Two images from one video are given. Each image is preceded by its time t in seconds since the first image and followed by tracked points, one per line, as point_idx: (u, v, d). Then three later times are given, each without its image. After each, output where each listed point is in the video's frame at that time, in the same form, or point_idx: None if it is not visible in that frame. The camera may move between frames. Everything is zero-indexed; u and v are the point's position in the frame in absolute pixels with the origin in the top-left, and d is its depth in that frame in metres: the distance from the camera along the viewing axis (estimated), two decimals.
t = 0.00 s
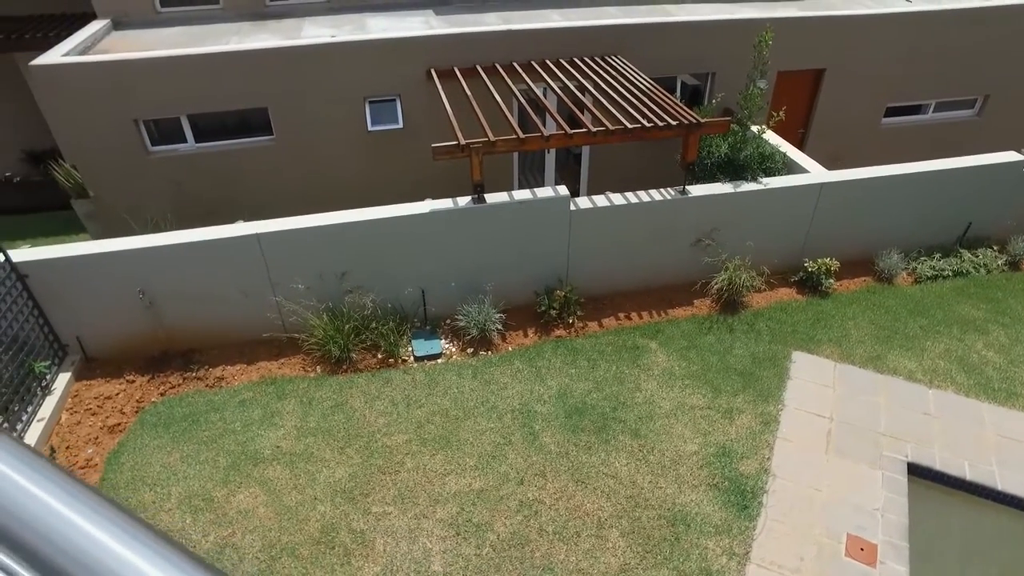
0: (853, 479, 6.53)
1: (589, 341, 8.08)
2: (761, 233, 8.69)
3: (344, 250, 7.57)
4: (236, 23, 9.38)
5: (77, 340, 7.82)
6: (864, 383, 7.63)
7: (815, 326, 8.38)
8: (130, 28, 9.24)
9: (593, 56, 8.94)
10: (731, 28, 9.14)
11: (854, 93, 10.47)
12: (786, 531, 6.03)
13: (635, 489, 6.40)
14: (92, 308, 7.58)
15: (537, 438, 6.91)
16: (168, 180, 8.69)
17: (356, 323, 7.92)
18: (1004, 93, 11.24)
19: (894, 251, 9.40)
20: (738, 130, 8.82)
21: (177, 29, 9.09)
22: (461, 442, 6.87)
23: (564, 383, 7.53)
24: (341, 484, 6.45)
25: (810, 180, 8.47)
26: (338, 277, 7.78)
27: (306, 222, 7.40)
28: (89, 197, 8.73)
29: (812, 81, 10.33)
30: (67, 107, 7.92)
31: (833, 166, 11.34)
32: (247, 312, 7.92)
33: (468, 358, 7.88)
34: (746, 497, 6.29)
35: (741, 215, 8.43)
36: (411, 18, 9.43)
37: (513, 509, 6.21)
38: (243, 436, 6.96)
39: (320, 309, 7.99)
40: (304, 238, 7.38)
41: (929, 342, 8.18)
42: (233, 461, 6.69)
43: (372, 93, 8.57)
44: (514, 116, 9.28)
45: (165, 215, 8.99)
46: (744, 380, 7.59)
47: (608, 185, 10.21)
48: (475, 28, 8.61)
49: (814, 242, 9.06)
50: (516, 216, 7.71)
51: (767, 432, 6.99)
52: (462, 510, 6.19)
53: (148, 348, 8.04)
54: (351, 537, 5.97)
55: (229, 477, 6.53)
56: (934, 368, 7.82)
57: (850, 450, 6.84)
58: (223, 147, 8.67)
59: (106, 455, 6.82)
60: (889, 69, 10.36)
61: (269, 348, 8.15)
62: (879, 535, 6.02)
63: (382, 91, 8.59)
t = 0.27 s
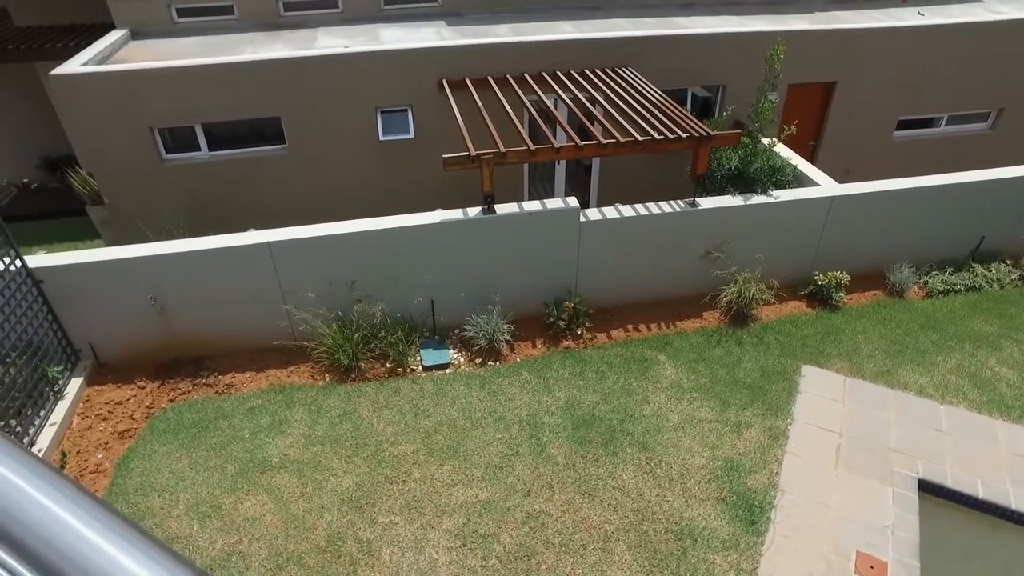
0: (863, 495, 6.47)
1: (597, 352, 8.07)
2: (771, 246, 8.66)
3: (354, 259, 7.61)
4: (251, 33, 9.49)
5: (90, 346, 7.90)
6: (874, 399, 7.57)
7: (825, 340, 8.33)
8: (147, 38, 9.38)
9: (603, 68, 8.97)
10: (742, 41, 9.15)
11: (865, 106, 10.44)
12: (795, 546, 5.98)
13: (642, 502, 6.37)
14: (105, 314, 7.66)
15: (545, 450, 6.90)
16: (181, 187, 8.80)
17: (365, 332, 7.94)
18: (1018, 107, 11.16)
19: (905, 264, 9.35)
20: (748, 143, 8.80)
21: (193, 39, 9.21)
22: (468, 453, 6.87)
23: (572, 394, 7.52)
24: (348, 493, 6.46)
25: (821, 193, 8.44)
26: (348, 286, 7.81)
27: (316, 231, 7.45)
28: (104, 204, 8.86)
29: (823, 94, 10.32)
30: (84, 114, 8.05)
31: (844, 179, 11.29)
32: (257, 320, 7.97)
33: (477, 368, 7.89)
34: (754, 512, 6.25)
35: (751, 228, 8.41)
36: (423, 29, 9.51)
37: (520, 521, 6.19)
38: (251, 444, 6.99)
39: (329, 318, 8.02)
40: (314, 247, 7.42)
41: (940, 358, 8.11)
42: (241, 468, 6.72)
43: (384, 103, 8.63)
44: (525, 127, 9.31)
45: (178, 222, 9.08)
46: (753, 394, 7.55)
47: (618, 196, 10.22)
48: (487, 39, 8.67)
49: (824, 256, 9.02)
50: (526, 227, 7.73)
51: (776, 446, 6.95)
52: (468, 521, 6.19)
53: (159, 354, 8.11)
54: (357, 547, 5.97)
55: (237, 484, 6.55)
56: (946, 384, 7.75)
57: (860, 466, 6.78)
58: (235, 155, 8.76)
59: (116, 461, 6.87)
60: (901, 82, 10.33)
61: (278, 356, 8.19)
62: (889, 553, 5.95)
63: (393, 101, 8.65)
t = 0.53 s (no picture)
0: (872, 518, 6.40)
1: (604, 371, 8.06)
2: (779, 265, 8.65)
3: (362, 276, 7.65)
4: (264, 51, 9.63)
5: (99, 359, 7.95)
6: (883, 420, 7.51)
7: (833, 360, 8.28)
8: (162, 56, 9.54)
9: (612, 87, 9.04)
10: (750, 61, 9.20)
11: (873, 126, 10.46)
12: (803, 570, 5.90)
13: (648, 522, 6.32)
14: (115, 328, 7.72)
15: (550, 468, 6.87)
16: (192, 203, 8.89)
17: (372, 348, 7.96)
18: None
19: (914, 284, 9.30)
20: (756, 162, 8.82)
21: (207, 57, 9.36)
22: (473, 471, 6.85)
23: (579, 413, 7.50)
24: (353, 510, 6.44)
25: (828, 213, 8.44)
26: (355, 302, 7.85)
27: (326, 247, 7.50)
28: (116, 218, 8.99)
29: (830, 114, 10.34)
30: (98, 130, 8.18)
31: (851, 198, 11.29)
32: (265, 336, 8.01)
33: (483, 386, 7.88)
34: (761, 534, 6.19)
35: (758, 247, 8.41)
36: (433, 48, 9.62)
37: (525, 540, 6.16)
38: (257, 459, 6.99)
39: (336, 333, 8.05)
40: (323, 263, 7.47)
41: (950, 379, 8.04)
42: (247, 483, 6.72)
43: (394, 121, 8.71)
44: (533, 146, 9.37)
45: (188, 237, 9.17)
46: (760, 414, 7.50)
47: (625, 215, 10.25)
48: (496, 58, 8.75)
49: (832, 275, 9.00)
50: (534, 245, 7.76)
51: (784, 467, 6.89)
52: (472, 540, 6.15)
53: (167, 368, 8.15)
54: (361, 565, 5.94)
55: (242, 499, 6.55)
56: (956, 406, 7.68)
57: (869, 489, 6.72)
58: (246, 171, 8.85)
59: (122, 475, 6.89)
60: (909, 102, 10.34)
61: (285, 371, 8.22)
62: None
63: (403, 119, 8.74)
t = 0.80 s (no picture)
0: (881, 544, 6.31)
1: (610, 392, 8.03)
2: (785, 287, 8.64)
3: (369, 295, 7.68)
4: (275, 72, 9.77)
5: (106, 375, 7.99)
6: (892, 444, 7.44)
7: (840, 383, 8.23)
8: (175, 76, 9.70)
9: (618, 109, 9.11)
10: (755, 84, 9.27)
11: (878, 148, 10.49)
12: None
13: (653, 546, 6.26)
14: (122, 344, 7.76)
15: (556, 490, 6.83)
16: (202, 221, 8.99)
17: (377, 368, 7.97)
18: None
19: (922, 307, 9.27)
20: (762, 184, 8.84)
21: (219, 78, 9.52)
22: (478, 492, 6.82)
23: (584, 434, 7.47)
24: (356, 531, 6.41)
25: (835, 235, 8.44)
26: (362, 321, 7.88)
27: (333, 267, 7.55)
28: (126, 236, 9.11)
29: (836, 136, 10.39)
30: (111, 150, 8.31)
31: (858, 220, 11.29)
32: (272, 354, 8.04)
33: (488, 407, 7.87)
34: (768, 560, 6.11)
35: (764, 269, 8.41)
36: (442, 70, 9.74)
37: (529, 563, 6.10)
38: (261, 478, 6.99)
39: (342, 353, 8.07)
40: (331, 282, 7.51)
41: (959, 403, 7.96)
42: (251, 502, 6.71)
43: (402, 142, 8.80)
44: (540, 166, 9.43)
45: (197, 255, 9.25)
46: (767, 437, 7.45)
47: (631, 235, 10.29)
48: (504, 80, 8.85)
49: (839, 297, 8.98)
50: (540, 265, 7.78)
51: (791, 491, 6.83)
52: (476, 563, 6.11)
53: (174, 385, 8.18)
54: None
55: (246, 519, 6.54)
56: (966, 430, 7.60)
57: (878, 514, 6.65)
58: (256, 190, 8.94)
59: (126, 493, 6.89)
60: (915, 125, 10.38)
61: (291, 390, 8.23)
62: None
63: (411, 140, 8.83)
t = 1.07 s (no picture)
0: None
1: (616, 420, 7.99)
2: (793, 315, 8.62)
3: (376, 321, 7.72)
4: (287, 100, 9.95)
5: (115, 398, 8.03)
6: (903, 475, 7.35)
7: (849, 413, 8.15)
8: (190, 104, 9.89)
9: (625, 138, 9.20)
10: (762, 113, 9.35)
11: (885, 176, 10.52)
12: None
13: None
14: (131, 367, 7.82)
15: (561, 519, 6.77)
16: (212, 245, 9.10)
17: (384, 394, 7.97)
18: None
19: (931, 336, 9.21)
20: (769, 213, 8.87)
21: (233, 105, 9.70)
22: (483, 520, 6.77)
23: (591, 463, 7.43)
24: (361, 558, 6.37)
25: (842, 264, 8.43)
26: (369, 347, 7.90)
27: (342, 292, 7.61)
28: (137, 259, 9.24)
29: (843, 165, 10.43)
30: (125, 175, 8.45)
31: (866, 248, 11.28)
32: (279, 379, 8.07)
33: (494, 434, 7.84)
34: None
35: (772, 297, 8.40)
36: (451, 98, 9.88)
37: None
38: (266, 503, 6.97)
39: (350, 378, 8.08)
40: (339, 308, 7.55)
41: (971, 434, 7.86)
42: (255, 528, 6.69)
43: (411, 169, 8.91)
44: (548, 194, 9.50)
45: (207, 279, 9.34)
46: (775, 467, 7.38)
47: (638, 262, 10.33)
48: (513, 109, 8.96)
49: (847, 326, 8.94)
50: (547, 292, 7.81)
51: (800, 523, 6.74)
52: None
53: (181, 409, 8.21)
54: None
55: (250, 544, 6.51)
56: (979, 462, 7.49)
57: (888, 547, 6.55)
58: (266, 215, 9.05)
59: (130, 516, 6.87)
60: (922, 154, 10.41)
61: (298, 415, 8.23)
62: None
63: (421, 167, 8.93)
